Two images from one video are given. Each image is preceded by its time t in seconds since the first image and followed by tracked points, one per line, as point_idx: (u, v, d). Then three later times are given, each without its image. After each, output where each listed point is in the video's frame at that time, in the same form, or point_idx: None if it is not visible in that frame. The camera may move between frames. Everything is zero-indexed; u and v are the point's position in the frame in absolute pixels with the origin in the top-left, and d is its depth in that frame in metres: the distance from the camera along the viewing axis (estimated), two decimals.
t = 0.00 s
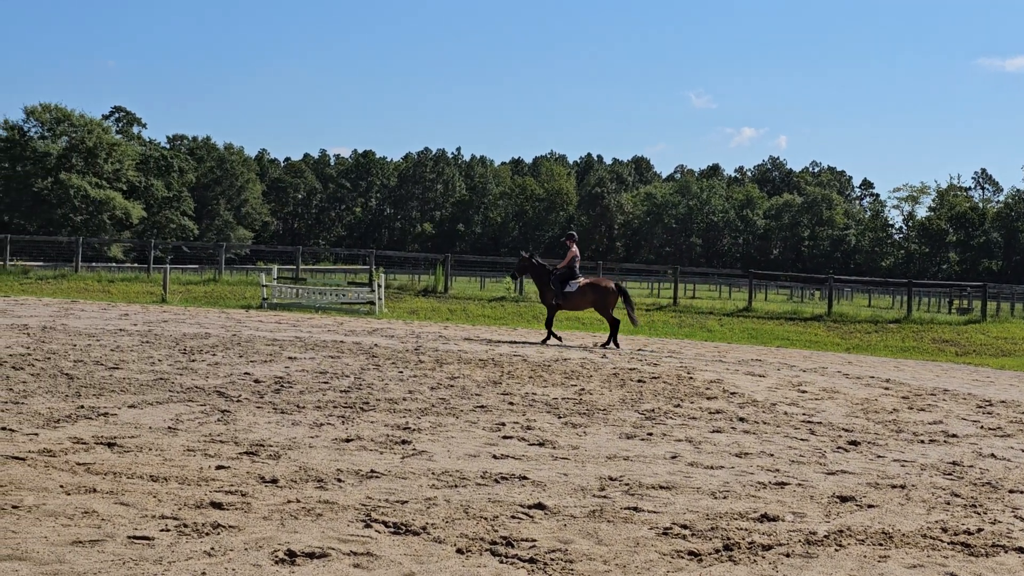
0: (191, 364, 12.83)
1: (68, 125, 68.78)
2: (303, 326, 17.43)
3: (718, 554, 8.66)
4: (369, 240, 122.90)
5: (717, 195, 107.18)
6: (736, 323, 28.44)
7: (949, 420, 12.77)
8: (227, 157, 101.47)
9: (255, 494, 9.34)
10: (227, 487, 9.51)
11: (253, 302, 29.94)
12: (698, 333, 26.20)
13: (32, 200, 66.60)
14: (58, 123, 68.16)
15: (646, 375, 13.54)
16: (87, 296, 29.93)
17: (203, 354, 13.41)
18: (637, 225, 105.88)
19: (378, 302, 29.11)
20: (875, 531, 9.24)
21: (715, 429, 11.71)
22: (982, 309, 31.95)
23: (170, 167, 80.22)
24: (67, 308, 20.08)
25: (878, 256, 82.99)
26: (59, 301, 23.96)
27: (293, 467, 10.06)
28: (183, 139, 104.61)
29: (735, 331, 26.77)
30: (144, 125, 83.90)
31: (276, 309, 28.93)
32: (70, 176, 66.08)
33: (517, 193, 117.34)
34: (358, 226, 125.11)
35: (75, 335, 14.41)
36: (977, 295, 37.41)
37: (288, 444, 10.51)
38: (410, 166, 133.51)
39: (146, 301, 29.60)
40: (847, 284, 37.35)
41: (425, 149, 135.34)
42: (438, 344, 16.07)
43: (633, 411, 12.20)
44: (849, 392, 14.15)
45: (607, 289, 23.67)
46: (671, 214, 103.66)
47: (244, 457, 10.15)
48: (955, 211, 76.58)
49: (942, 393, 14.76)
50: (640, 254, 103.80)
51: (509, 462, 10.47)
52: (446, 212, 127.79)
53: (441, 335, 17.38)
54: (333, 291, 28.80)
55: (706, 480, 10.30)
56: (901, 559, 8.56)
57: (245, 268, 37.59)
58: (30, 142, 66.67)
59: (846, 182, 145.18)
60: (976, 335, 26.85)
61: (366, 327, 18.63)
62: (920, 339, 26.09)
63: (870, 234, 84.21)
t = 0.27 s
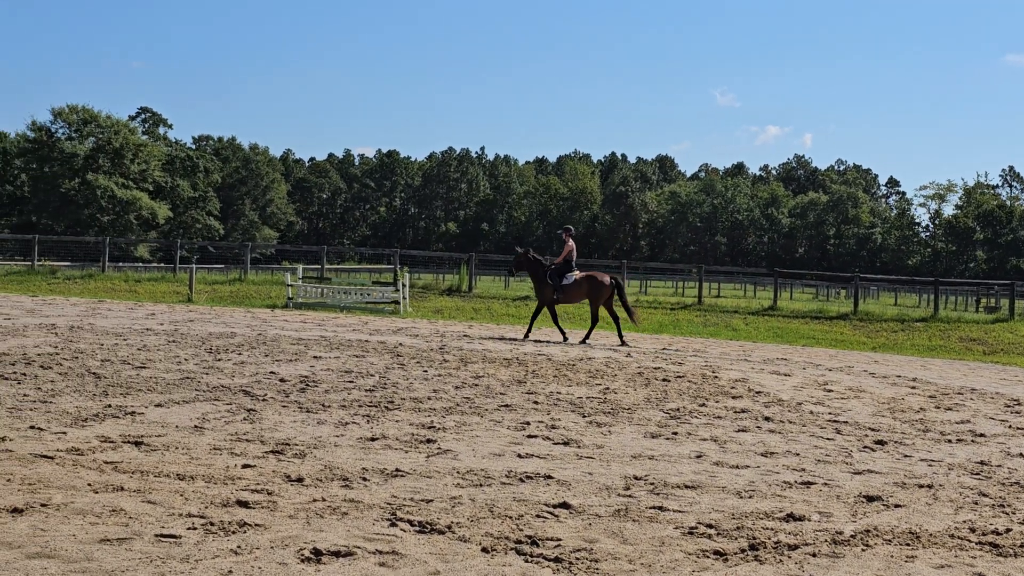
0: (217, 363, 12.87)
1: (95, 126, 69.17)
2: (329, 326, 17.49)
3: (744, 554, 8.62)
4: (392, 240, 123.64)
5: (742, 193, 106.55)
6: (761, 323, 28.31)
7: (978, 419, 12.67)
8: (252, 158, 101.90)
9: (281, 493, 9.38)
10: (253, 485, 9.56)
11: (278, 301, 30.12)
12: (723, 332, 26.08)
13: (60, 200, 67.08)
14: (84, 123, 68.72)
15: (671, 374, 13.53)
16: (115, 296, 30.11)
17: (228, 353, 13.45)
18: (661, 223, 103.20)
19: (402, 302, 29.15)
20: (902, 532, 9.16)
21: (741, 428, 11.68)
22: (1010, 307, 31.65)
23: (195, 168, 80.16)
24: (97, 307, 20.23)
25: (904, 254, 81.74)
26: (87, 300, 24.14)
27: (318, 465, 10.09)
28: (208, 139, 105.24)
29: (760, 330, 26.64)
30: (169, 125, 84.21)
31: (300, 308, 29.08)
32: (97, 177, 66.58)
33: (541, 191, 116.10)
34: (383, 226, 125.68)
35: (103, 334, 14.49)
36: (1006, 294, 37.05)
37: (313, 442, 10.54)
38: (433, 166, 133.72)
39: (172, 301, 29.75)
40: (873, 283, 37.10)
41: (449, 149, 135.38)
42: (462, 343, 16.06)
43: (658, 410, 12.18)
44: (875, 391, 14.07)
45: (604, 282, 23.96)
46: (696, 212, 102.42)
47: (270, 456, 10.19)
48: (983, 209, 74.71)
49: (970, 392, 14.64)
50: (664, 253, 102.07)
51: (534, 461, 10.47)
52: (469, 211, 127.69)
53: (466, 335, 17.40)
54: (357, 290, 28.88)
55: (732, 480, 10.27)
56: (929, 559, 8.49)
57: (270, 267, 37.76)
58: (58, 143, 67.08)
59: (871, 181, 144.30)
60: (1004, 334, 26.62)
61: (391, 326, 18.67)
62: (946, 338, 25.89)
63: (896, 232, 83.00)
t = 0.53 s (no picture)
0: (248, 362, 12.94)
1: (126, 127, 69.54)
2: (358, 325, 17.55)
3: (776, 553, 8.57)
4: (421, 239, 124.83)
5: (771, 191, 105.64)
6: (791, 321, 28.15)
7: (1012, 419, 12.53)
8: (281, 158, 102.49)
9: (312, 491, 9.41)
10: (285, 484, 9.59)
11: (308, 300, 30.32)
12: (753, 331, 25.95)
13: (92, 201, 67.66)
14: (116, 125, 69.20)
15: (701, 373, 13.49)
16: (146, 296, 30.40)
17: (259, 352, 13.50)
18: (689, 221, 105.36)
19: (431, 301, 29.19)
20: (936, 531, 9.07)
21: (772, 427, 11.62)
22: None
23: (224, 168, 81.92)
24: (128, 308, 20.42)
25: (935, 251, 78.94)
26: (118, 300, 24.36)
27: (349, 464, 10.12)
28: (237, 140, 106.04)
29: (790, 328, 26.48)
30: (199, 126, 84.70)
31: (330, 307, 29.23)
32: (128, 178, 66.99)
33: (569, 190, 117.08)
34: (411, 226, 126.30)
35: (135, 334, 14.61)
36: None
37: (344, 441, 10.57)
38: (462, 166, 133.88)
39: (203, 300, 29.99)
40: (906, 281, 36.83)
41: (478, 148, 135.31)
42: (491, 342, 16.08)
43: (688, 409, 12.15)
44: (907, 390, 13.97)
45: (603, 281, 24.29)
46: (723, 210, 102.62)
47: (301, 454, 10.24)
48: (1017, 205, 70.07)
49: (1005, 391, 14.49)
50: (694, 250, 103.25)
51: (564, 460, 10.46)
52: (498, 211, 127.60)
53: (495, 333, 17.44)
54: (387, 289, 28.97)
55: (763, 479, 10.21)
56: (963, 559, 8.40)
57: (300, 267, 37.93)
58: (90, 145, 67.61)
59: (902, 178, 142.93)
60: None
61: (420, 326, 18.71)
62: (979, 337, 25.63)
63: (926, 229, 80.97)
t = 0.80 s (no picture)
0: (278, 362, 13.00)
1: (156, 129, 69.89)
2: (387, 325, 17.54)
3: (808, 553, 8.51)
4: (449, 240, 125.29)
5: (800, 188, 104.54)
6: (822, 320, 27.98)
7: None
8: (309, 159, 102.61)
9: (343, 491, 9.42)
10: (316, 484, 9.62)
11: (336, 300, 30.41)
12: (784, 329, 25.80)
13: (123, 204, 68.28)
14: (147, 128, 69.02)
15: (731, 371, 13.44)
16: (177, 297, 30.64)
17: (288, 352, 13.55)
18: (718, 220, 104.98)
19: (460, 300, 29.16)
20: (971, 530, 8.98)
21: (803, 426, 11.58)
22: None
23: (254, 170, 82.76)
24: (158, 309, 20.61)
25: (968, 248, 77.83)
26: (148, 301, 24.58)
27: (379, 464, 10.15)
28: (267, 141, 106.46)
29: (821, 327, 26.33)
30: (228, 128, 85.29)
31: (360, 307, 29.28)
32: (159, 180, 67.38)
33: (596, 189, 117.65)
34: (440, 225, 126.50)
35: (166, 335, 14.71)
36: None
37: (374, 441, 10.58)
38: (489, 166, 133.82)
39: (233, 301, 30.18)
40: (938, 279, 36.53)
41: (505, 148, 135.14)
42: (520, 341, 16.08)
43: (718, 408, 12.10)
44: (939, 388, 13.87)
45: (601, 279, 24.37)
46: (753, 209, 100.78)
47: (332, 455, 10.27)
48: None
49: None
50: (723, 249, 101.46)
51: (595, 460, 10.44)
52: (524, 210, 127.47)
53: (523, 333, 17.44)
54: (416, 289, 28.96)
55: (795, 478, 10.15)
56: (999, 559, 8.33)
57: (329, 267, 38.06)
58: (120, 148, 68.15)
59: (933, 174, 141.76)
60: None
61: (448, 325, 18.74)
62: (1012, 335, 25.39)
63: (958, 226, 79.69)
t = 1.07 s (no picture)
0: (308, 361, 13.07)
1: (186, 131, 70.53)
2: (416, 325, 17.62)
3: (840, 551, 8.47)
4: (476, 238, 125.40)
5: (829, 184, 103.56)
6: (852, 316, 27.85)
7: None
8: (337, 160, 102.76)
9: (374, 490, 9.47)
10: (346, 483, 9.67)
11: (364, 300, 30.55)
12: (813, 326, 25.70)
13: (154, 205, 69.14)
14: (176, 130, 70.05)
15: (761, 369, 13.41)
16: (207, 297, 30.98)
17: (317, 352, 13.60)
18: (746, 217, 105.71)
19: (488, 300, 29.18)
20: (1005, 529, 8.89)
21: (834, 424, 11.53)
22: None
23: (282, 170, 83.65)
24: (189, 309, 20.86)
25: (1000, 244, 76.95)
26: (177, 301, 24.86)
27: (409, 463, 10.19)
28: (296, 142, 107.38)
29: (850, 324, 26.21)
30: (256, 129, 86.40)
31: (388, 306, 29.41)
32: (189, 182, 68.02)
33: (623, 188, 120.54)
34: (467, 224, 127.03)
35: (198, 335, 14.86)
36: None
37: (404, 440, 10.63)
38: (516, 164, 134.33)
39: (263, 301, 30.45)
40: (969, 275, 36.27)
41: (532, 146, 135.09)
42: (548, 340, 16.12)
43: (748, 406, 12.07)
44: (972, 385, 13.77)
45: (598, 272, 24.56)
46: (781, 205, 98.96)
47: (362, 453, 10.32)
48: None
49: None
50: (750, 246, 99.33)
51: (624, 458, 10.43)
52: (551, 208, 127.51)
53: (552, 331, 17.49)
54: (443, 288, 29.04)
55: (826, 476, 10.10)
56: None
57: (358, 267, 38.26)
58: (151, 150, 68.92)
59: (963, 169, 140.35)
60: None
61: (476, 324, 18.80)
62: None
63: (991, 222, 78.73)
